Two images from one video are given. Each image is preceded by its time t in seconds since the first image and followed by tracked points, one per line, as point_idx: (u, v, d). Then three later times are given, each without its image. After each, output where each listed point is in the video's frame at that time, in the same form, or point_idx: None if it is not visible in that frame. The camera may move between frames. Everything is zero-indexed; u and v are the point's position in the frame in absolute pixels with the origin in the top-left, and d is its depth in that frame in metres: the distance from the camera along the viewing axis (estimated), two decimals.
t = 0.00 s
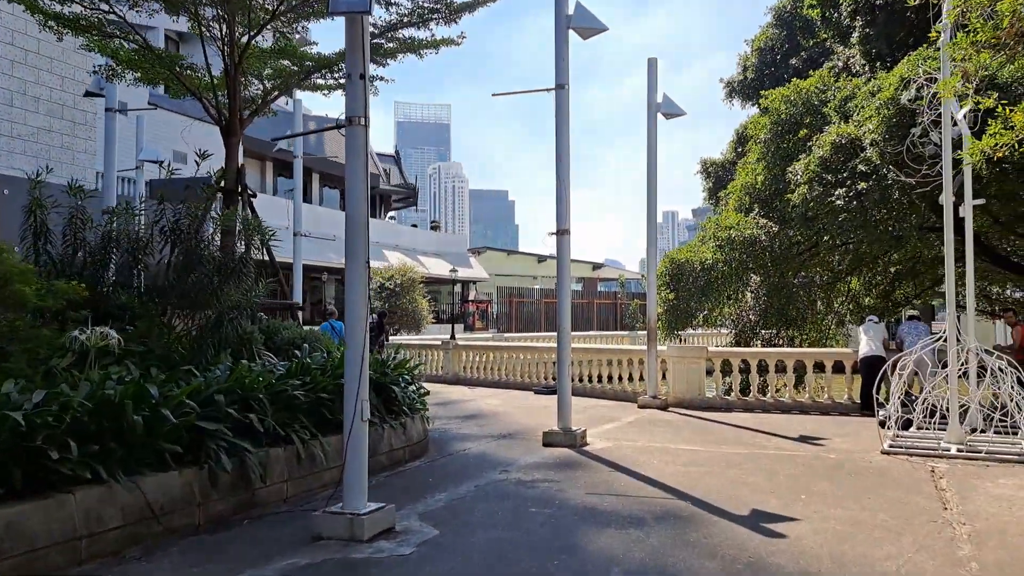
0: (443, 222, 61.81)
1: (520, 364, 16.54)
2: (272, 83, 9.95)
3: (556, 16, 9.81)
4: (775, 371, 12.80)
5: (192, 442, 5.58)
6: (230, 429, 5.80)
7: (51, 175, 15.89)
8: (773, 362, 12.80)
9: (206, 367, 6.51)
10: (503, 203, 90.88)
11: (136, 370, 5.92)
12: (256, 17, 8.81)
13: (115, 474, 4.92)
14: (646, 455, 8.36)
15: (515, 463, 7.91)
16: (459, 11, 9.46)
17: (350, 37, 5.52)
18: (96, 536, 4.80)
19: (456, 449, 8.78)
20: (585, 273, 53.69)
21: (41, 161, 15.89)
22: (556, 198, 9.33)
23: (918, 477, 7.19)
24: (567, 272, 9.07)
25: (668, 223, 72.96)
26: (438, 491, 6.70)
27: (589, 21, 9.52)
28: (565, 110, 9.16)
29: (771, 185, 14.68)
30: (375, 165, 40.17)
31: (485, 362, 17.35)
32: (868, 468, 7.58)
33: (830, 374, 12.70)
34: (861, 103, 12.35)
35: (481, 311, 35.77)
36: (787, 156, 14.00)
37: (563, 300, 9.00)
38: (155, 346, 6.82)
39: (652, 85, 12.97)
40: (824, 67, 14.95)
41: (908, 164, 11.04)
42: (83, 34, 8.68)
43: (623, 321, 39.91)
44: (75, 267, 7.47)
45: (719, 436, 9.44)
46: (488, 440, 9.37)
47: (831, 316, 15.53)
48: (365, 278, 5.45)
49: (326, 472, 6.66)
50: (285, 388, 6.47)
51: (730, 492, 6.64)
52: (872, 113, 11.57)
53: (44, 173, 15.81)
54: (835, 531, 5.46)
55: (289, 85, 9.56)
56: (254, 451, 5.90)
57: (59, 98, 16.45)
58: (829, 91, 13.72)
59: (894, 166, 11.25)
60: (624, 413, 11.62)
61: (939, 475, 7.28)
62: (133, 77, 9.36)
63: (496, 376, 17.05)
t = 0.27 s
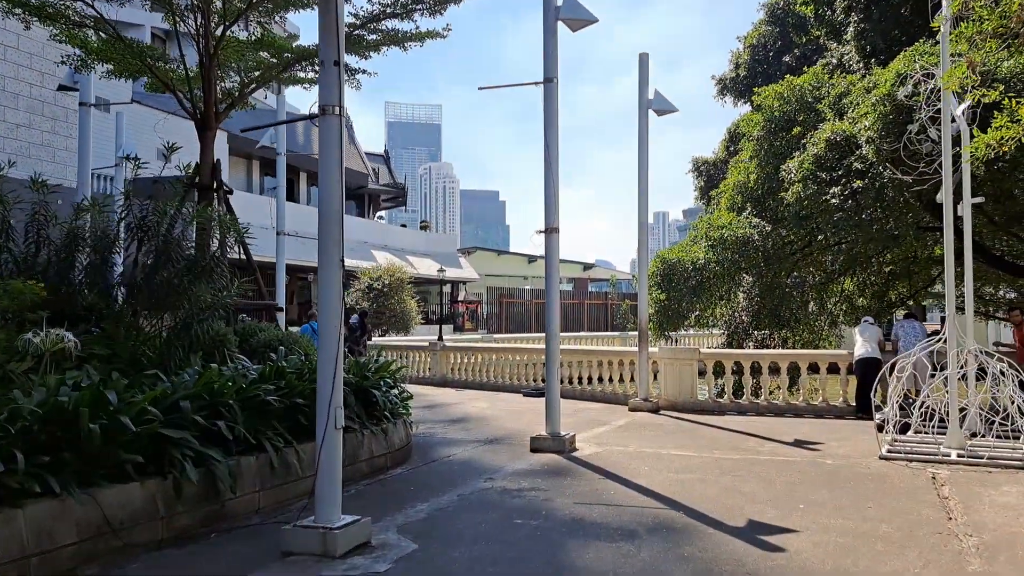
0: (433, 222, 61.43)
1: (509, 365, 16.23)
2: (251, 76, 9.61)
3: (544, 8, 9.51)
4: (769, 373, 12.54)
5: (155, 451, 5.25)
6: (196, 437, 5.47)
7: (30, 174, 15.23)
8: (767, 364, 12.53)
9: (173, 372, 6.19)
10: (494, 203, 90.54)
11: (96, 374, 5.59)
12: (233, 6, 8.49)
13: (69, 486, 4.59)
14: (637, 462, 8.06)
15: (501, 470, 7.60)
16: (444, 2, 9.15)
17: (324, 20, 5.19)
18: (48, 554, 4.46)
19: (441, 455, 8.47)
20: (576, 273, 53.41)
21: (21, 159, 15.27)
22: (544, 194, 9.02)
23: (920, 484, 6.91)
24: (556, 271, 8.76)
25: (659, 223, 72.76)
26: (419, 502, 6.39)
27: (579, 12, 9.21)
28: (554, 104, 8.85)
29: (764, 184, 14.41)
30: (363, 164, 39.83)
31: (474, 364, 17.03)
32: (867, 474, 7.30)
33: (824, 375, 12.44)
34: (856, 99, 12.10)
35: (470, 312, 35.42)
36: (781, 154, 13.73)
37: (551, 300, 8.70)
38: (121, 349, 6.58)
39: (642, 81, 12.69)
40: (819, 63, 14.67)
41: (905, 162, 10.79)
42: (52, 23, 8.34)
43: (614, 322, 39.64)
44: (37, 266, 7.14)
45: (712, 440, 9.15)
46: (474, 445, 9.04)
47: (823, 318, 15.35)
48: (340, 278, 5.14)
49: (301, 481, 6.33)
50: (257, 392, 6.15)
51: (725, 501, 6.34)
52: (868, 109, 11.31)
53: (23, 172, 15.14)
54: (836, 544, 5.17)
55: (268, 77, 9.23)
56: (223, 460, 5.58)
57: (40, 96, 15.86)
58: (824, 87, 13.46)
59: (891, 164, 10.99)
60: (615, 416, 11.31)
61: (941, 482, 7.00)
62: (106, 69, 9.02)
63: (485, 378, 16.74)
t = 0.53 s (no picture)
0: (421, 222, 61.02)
1: (496, 365, 15.91)
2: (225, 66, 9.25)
3: None
4: (760, 373, 12.27)
5: (110, 458, 4.91)
6: (155, 443, 5.14)
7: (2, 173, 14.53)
8: (758, 364, 12.25)
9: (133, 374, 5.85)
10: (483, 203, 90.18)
11: (47, 377, 5.25)
12: None
13: (10, 496, 4.24)
14: (626, 466, 7.75)
15: (483, 475, 7.27)
16: None
17: None
18: None
19: (421, 459, 8.14)
20: (564, 273, 53.11)
21: None
22: (529, 189, 8.72)
23: (919, 490, 6.63)
24: (542, 268, 8.45)
25: (648, 223, 72.61)
26: (396, 510, 6.06)
27: None
28: (539, 94, 8.55)
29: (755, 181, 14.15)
30: (350, 162, 39.42)
31: (460, 364, 16.69)
32: (863, 479, 7.03)
33: (817, 375, 12.18)
34: (849, 94, 11.85)
35: (458, 311, 35.09)
36: (772, 150, 13.47)
37: (537, 298, 8.40)
38: (78, 349, 6.24)
39: (631, 75, 12.40)
40: (810, 58, 14.39)
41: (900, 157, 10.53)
42: (14, 9, 7.96)
43: (603, 322, 39.38)
44: None
45: (702, 443, 8.86)
46: (456, 449, 8.72)
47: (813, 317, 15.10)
48: (308, 274, 4.82)
49: (271, 488, 6.00)
50: (223, 394, 5.82)
51: (717, 509, 6.04)
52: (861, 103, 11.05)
53: None
54: (835, 555, 4.88)
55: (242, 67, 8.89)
56: (185, 467, 5.24)
57: (17, 91, 15.12)
58: (815, 81, 13.21)
59: (885, 159, 10.74)
60: (603, 418, 11.00)
61: (941, 487, 6.73)
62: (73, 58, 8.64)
63: (471, 379, 16.41)
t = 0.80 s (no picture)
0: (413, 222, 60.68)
1: (487, 368, 15.60)
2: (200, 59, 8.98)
3: None
4: (758, 377, 11.97)
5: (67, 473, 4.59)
6: (117, 455, 4.82)
7: None
8: (755, 367, 11.96)
9: (97, 382, 5.54)
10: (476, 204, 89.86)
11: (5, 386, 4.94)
12: None
13: None
14: (620, 474, 7.46)
15: (471, 486, 6.96)
16: None
17: None
18: None
19: (407, 468, 7.82)
20: (558, 273, 52.85)
21: None
22: (520, 187, 8.42)
23: (926, 501, 6.35)
24: (533, 269, 8.15)
25: (641, 224, 72.45)
26: (377, 525, 5.74)
27: None
28: (530, 89, 8.25)
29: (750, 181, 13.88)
30: (341, 162, 39.07)
31: (450, 367, 16.40)
32: (867, 489, 6.74)
33: (815, 378, 11.90)
34: (847, 91, 11.59)
35: (450, 313, 34.77)
36: (768, 149, 13.20)
37: (527, 300, 8.09)
38: (41, 354, 5.90)
39: (625, 71, 12.12)
40: (806, 55, 14.12)
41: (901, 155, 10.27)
42: None
43: (596, 323, 39.13)
44: None
45: (699, 450, 8.57)
46: (444, 456, 8.40)
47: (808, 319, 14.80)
48: (279, 276, 4.50)
49: (244, 503, 5.67)
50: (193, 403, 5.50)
51: (716, 522, 5.75)
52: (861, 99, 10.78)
53: None
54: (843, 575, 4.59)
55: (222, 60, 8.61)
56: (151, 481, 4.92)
57: None
58: (812, 79, 12.97)
59: (886, 157, 10.46)
60: (596, 423, 10.71)
61: (949, 497, 6.45)
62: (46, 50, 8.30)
63: (461, 382, 16.09)
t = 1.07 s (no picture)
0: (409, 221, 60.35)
1: (481, 367, 15.31)
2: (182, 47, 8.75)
3: None
4: (757, 377, 11.68)
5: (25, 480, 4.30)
6: (80, 460, 4.52)
7: None
8: (755, 368, 11.66)
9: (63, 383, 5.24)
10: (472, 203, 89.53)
11: None
12: None
13: None
14: (617, 478, 7.16)
15: (462, 491, 6.66)
16: None
17: None
18: None
19: (396, 471, 7.51)
20: (554, 273, 52.53)
21: None
22: (514, 181, 8.12)
23: (937, 507, 6.07)
24: (527, 265, 7.85)
25: (637, 224, 72.16)
26: (361, 533, 5.43)
27: None
28: (525, 79, 7.96)
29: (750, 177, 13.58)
30: (335, 160, 38.75)
31: (443, 367, 16.10)
32: (876, 495, 6.45)
33: (816, 378, 11.61)
34: (850, 84, 11.30)
35: (445, 312, 34.46)
36: (767, 144, 12.91)
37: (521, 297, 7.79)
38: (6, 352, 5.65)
39: (623, 63, 11.82)
40: (807, 48, 13.79)
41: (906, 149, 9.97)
42: None
43: (592, 322, 38.83)
44: None
45: (698, 453, 8.28)
46: (434, 460, 8.10)
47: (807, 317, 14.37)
48: (253, 268, 4.20)
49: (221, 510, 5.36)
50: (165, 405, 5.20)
51: (719, 530, 5.45)
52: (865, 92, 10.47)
53: None
54: None
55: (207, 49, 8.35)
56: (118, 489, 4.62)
57: None
58: (813, 73, 12.68)
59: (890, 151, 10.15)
60: (592, 425, 10.41)
61: (961, 503, 6.17)
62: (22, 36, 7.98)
63: (455, 382, 15.78)
